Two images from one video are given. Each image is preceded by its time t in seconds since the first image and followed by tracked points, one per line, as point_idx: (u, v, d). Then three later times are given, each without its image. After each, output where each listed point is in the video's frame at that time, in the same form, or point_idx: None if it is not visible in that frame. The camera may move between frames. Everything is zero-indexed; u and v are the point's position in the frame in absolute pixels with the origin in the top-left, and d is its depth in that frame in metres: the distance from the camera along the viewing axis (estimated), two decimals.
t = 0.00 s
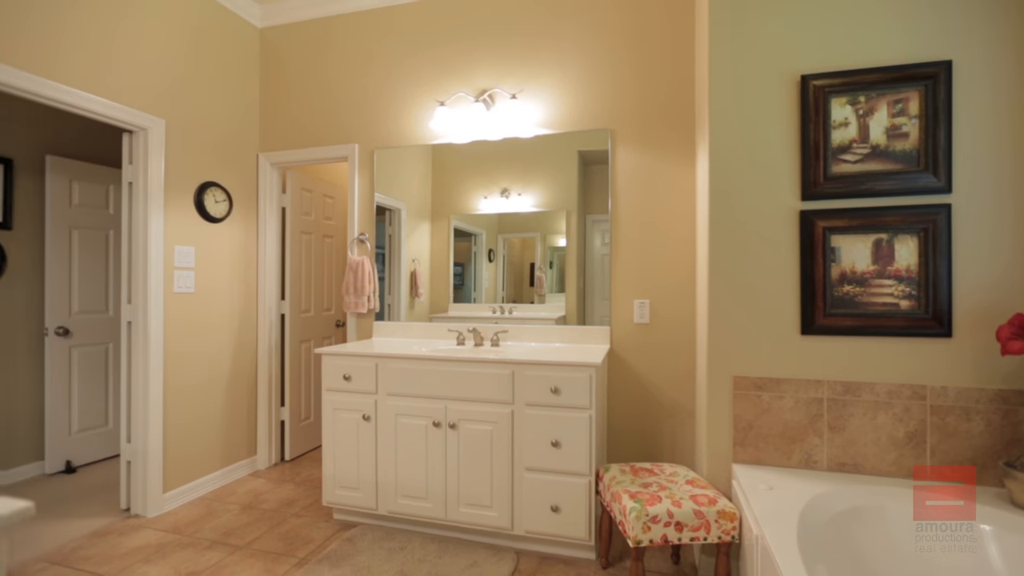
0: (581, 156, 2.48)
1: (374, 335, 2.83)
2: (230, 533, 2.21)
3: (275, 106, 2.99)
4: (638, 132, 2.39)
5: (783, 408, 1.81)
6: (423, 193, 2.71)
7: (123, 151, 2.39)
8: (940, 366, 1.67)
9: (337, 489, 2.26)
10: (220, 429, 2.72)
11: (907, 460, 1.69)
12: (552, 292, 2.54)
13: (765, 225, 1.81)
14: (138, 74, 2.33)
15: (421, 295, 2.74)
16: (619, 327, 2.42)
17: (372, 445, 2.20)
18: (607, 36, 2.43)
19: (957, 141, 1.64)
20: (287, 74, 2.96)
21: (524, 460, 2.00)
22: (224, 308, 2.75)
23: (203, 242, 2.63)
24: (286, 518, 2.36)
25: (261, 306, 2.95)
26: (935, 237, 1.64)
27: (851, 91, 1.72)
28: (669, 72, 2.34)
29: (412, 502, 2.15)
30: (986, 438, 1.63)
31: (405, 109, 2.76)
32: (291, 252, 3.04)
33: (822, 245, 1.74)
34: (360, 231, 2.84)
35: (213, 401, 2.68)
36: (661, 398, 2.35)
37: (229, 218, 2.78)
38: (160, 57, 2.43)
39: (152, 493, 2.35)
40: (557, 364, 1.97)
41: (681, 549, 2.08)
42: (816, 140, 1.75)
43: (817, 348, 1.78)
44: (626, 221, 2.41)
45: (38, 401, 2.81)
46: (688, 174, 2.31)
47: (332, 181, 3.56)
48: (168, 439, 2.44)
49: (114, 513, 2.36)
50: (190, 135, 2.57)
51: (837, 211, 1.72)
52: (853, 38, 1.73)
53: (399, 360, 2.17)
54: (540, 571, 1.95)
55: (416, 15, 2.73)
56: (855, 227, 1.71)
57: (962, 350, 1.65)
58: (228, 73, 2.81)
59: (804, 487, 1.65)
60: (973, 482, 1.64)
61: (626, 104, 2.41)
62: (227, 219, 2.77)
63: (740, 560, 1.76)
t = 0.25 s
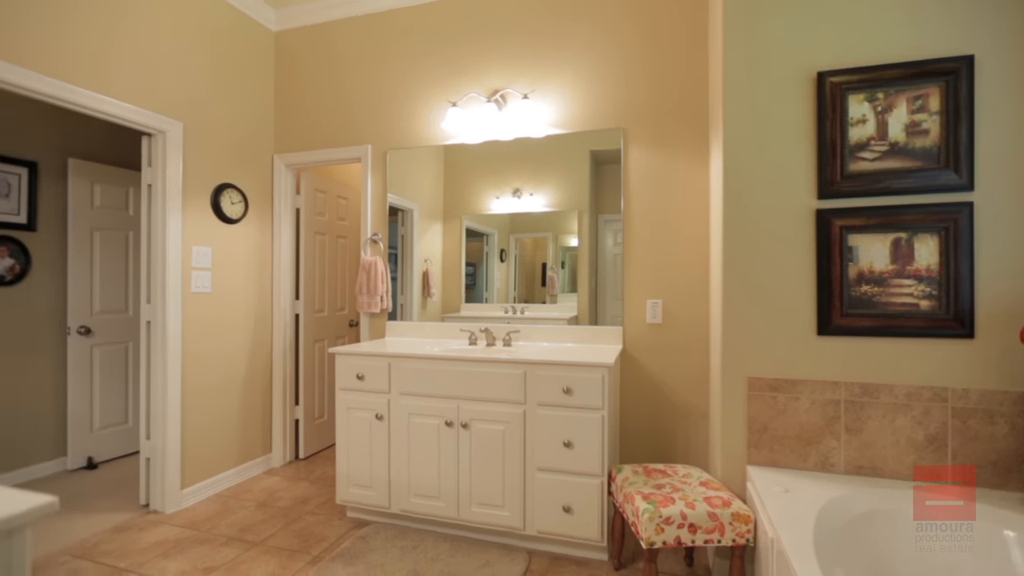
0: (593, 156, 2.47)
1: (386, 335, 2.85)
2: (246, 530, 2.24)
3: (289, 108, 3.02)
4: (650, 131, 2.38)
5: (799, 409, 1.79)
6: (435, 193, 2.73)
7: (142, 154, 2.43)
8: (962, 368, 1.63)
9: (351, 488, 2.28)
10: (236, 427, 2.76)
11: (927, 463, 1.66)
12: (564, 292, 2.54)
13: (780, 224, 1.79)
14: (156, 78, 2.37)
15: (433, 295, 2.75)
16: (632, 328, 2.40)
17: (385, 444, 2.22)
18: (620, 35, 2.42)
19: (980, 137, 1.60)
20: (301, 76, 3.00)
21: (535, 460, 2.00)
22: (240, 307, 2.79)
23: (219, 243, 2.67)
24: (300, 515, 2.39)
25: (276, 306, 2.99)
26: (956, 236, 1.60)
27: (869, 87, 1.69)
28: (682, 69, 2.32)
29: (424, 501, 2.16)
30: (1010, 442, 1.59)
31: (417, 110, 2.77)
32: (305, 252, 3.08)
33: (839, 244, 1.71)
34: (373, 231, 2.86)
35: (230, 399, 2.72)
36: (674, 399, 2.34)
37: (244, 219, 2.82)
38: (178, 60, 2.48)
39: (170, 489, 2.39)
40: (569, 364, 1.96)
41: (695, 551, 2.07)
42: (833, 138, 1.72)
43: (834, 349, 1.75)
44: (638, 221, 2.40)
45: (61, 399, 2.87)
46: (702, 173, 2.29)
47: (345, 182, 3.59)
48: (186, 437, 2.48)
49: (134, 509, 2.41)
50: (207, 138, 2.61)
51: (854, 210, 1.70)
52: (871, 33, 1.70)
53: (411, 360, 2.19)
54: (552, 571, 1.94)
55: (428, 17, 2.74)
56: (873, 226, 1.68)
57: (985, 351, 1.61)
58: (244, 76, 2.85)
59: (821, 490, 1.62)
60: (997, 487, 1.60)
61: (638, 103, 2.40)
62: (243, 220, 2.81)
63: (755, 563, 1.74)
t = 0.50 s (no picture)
0: (606, 155, 2.46)
1: (399, 335, 2.87)
2: (262, 526, 2.27)
3: (304, 110, 3.06)
4: (664, 130, 2.36)
5: (816, 411, 1.76)
6: (448, 193, 2.74)
7: (162, 156, 2.48)
8: (986, 370, 1.59)
9: (364, 486, 2.30)
10: (252, 425, 2.80)
11: (949, 467, 1.62)
12: (576, 292, 2.53)
13: (797, 223, 1.77)
14: (175, 82, 2.41)
15: (446, 295, 2.76)
16: (645, 328, 2.39)
17: (398, 443, 2.24)
18: (633, 33, 2.40)
19: (1005, 133, 1.56)
20: (315, 79, 3.03)
21: (548, 460, 2.00)
22: (256, 307, 2.83)
23: (236, 243, 2.71)
24: (315, 513, 2.41)
25: (291, 305, 3.02)
26: (980, 234, 1.56)
27: (888, 83, 1.65)
28: (696, 67, 2.30)
29: (437, 500, 2.17)
30: None
31: (430, 111, 2.79)
32: (320, 253, 3.11)
33: (857, 243, 1.68)
34: (386, 231, 2.88)
35: (246, 398, 2.76)
36: (688, 400, 2.32)
37: (260, 220, 2.85)
38: (196, 64, 2.52)
39: (189, 486, 2.43)
40: (582, 364, 1.96)
41: (709, 554, 2.05)
42: (851, 135, 1.69)
43: (852, 350, 1.72)
44: (652, 220, 2.38)
45: (83, 396, 2.94)
46: (717, 172, 2.27)
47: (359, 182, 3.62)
48: (204, 434, 2.52)
49: (154, 505, 2.46)
50: (224, 140, 2.65)
51: (873, 208, 1.67)
52: (891, 27, 1.67)
53: (424, 359, 2.20)
54: (565, 572, 1.94)
55: (441, 18, 2.75)
56: (893, 225, 1.65)
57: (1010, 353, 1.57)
58: (259, 79, 2.88)
59: (839, 494, 1.59)
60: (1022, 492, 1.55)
61: (652, 102, 2.38)
62: (259, 221, 2.85)
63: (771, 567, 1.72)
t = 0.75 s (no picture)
0: (619, 154, 2.45)
1: (413, 335, 2.88)
2: (278, 523, 2.31)
3: (319, 112, 3.09)
4: (678, 129, 2.34)
5: (834, 413, 1.73)
6: (460, 194, 2.75)
7: (181, 159, 2.53)
8: (1011, 372, 1.55)
9: (378, 484, 2.32)
10: (268, 423, 2.83)
11: (973, 472, 1.58)
12: (589, 292, 2.52)
13: (815, 222, 1.74)
14: (193, 86, 2.46)
15: (459, 295, 2.77)
16: (659, 328, 2.37)
17: (412, 442, 2.25)
18: (647, 32, 2.39)
19: None
20: (330, 81, 3.06)
21: (561, 460, 1.99)
22: (272, 307, 2.87)
23: (252, 244, 2.75)
24: (329, 510, 2.44)
25: (306, 305, 3.06)
26: (1005, 233, 1.52)
27: (909, 79, 1.62)
28: (711, 65, 2.27)
29: (450, 500, 2.18)
30: None
31: (443, 112, 2.80)
32: (334, 253, 3.14)
33: (877, 242, 1.65)
34: (399, 232, 2.90)
35: (262, 396, 2.80)
36: (703, 401, 2.29)
37: (276, 221, 2.89)
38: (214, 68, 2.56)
39: (207, 483, 2.47)
40: (595, 365, 1.95)
41: (725, 557, 2.02)
42: (871, 132, 1.66)
43: (871, 351, 1.69)
44: (665, 220, 2.36)
45: (106, 394, 3.01)
46: (732, 171, 2.24)
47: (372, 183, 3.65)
48: (221, 432, 2.56)
49: (173, 500, 2.51)
50: (241, 142, 2.69)
51: (894, 206, 1.63)
52: (912, 21, 1.63)
53: (437, 359, 2.21)
54: (578, 572, 1.94)
55: (454, 19, 2.76)
56: (914, 223, 1.61)
57: None
58: (275, 81, 2.92)
59: (859, 498, 1.56)
60: None
61: (666, 101, 2.36)
62: (275, 222, 2.88)
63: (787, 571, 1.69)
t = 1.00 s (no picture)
0: (632, 154, 2.44)
1: (427, 334, 2.90)
2: (293, 520, 2.33)
3: (334, 114, 3.12)
4: (692, 127, 2.32)
5: (853, 415, 1.70)
6: (474, 194, 2.76)
7: (200, 161, 2.57)
8: None
9: (392, 483, 2.34)
10: (284, 421, 2.87)
11: (998, 477, 1.54)
12: (603, 292, 2.51)
13: (833, 221, 1.71)
14: (210, 89, 2.50)
15: (472, 295, 2.78)
16: (673, 328, 2.35)
17: (426, 441, 2.26)
18: (661, 29, 2.37)
19: None
20: (344, 83, 3.09)
21: (575, 461, 1.99)
22: (288, 307, 2.90)
23: (269, 245, 2.78)
24: (344, 508, 2.46)
25: (322, 305, 3.09)
26: None
27: (932, 74, 1.58)
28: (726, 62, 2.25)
29: (464, 499, 2.18)
30: None
31: (456, 112, 2.81)
32: (349, 253, 3.17)
33: (898, 241, 1.62)
34: (413, 232, 2.91)
35: (279, 395, 2.83)
36: (718, 402, 2.27)
37: (292, 221, 2.93)
38: (231, 71, 2.60)
39: (225, 479, 2.51)
40: (608, 365, 1.94)
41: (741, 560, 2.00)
42: (891, 129, 1.63)
43: (892, 353, 1.66)
44: (680, 219, 2.34)
45: (128, 392, 3.08)
46: (748, 169, 2.21)
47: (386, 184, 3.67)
48: (239, 429, 2.60)
49: (192, 497, 2.55)
50: (257, 144, 2.73)
51: (915, 204, 1.60)
52: (935, 15, 1.60)
53: (451, 359, 2.22)
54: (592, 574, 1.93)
55: (467, 20, 2.77)
56: (937, 222, 1.57)
57: None
58: (291, 84, 2.96)
59: (879, 503, 1.53)
60: None
61: (680, 99, 2.34)
62: (291, 223, 2.92)
63: None
